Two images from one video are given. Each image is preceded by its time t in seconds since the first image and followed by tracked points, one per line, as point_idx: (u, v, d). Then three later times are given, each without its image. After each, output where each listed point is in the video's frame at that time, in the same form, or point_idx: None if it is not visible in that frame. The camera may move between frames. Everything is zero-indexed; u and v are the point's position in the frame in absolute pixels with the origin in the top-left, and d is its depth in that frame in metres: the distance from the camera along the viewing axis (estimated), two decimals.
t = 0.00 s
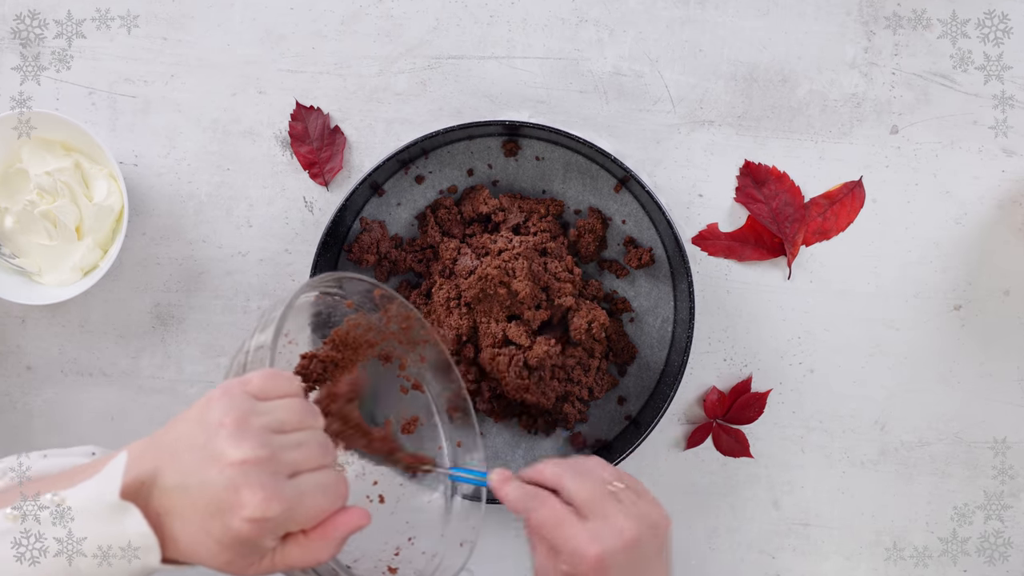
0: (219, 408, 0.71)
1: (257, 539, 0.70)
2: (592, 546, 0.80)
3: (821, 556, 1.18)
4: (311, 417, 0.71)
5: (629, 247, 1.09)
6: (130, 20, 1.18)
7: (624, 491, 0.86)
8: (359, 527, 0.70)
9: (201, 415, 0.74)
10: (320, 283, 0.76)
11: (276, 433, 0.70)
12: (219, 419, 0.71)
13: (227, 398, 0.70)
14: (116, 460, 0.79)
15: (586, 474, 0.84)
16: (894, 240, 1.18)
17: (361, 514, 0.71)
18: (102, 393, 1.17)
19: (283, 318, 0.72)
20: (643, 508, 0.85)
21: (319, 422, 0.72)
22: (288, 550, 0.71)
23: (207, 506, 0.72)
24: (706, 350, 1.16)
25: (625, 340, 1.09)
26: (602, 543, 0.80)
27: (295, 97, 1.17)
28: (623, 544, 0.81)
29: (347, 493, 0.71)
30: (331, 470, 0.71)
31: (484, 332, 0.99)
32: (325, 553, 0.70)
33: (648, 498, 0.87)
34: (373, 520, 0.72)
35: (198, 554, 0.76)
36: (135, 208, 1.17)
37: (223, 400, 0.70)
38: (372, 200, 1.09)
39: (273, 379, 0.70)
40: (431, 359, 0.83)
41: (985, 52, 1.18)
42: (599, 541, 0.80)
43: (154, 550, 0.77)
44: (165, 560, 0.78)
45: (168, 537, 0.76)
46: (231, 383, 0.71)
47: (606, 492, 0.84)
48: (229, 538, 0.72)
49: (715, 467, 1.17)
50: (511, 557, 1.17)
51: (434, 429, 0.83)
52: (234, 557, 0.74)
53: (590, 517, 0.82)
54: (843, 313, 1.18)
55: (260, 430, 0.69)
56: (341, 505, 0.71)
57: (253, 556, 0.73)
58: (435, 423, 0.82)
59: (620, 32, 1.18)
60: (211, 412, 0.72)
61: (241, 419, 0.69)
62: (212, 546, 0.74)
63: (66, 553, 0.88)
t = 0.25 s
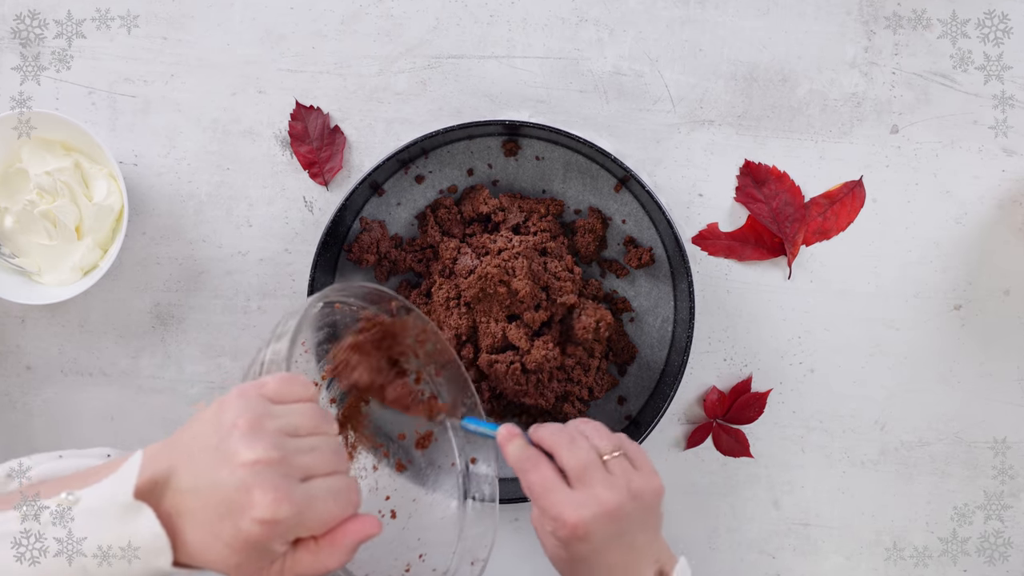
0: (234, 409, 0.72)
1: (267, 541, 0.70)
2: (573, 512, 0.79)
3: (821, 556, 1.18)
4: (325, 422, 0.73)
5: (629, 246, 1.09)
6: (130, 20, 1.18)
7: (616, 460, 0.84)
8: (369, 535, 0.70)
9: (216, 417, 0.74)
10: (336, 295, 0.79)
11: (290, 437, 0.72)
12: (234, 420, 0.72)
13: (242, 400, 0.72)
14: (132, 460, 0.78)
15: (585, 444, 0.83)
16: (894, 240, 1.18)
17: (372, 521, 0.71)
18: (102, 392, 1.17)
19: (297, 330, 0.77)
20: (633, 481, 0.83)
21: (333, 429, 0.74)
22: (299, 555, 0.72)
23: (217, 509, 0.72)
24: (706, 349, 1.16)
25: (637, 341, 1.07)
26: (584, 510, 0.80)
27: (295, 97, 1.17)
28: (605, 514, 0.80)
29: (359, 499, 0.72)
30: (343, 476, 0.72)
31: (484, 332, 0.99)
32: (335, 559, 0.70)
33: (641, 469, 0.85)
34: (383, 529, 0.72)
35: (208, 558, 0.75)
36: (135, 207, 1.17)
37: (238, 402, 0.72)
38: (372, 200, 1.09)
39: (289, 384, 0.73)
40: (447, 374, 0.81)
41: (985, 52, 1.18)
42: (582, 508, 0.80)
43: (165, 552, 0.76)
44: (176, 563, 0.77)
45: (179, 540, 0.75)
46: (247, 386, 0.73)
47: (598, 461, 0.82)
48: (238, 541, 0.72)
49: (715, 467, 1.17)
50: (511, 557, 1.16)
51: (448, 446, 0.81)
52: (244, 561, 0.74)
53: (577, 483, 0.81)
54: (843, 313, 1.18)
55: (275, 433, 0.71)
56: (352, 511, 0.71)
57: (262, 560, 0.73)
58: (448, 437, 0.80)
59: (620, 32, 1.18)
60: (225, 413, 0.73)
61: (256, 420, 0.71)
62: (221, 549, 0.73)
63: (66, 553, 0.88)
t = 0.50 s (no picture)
0: (223, 404, 0.71)
1: (258, 536, 0.70)
2: (614, 528, 0.81)
3: (821, 557, 1.18)
4: (314, 416, 0.73)
5: (629, 246, 1.09)
6: (130, 19, 1.18)
7: (662, 483, 0.86)
8: (362, 528, 0.71)
9: (206, 412, 0.73)
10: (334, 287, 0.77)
11: (279, 431, 0.71)
12: (223, 415, 0.71)
13: (232, 394, 0.71)
14: (121, 458, 0.78)
15: (635, 462, 0.84)
16: (894, 240, 1.18)
17: (362, 515, 0.71)
18: (102, 393, 1.16)
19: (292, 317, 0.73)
20: (676, 505, 0.85)
21: (323, 422, 0.73)
22: (291, 549, 0.72)
23: (208, 503, 0.71)
24: (706, 349, 1.16)
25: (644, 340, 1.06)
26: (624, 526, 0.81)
27: (295, 97, 1.17)
28: (646, 536, 0.82)
29: (350, 492, 0.72)
30: (334, 469, 0.72)
31: (484, 331, 0.99)
32: (327, 552, 0.70)
33: (683, 493, 0.87)
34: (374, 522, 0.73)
35: (200, 554, 0.75)
36: (135, 208, 1.17)
37: (228, 397, 0.71)
38: (371, 200, 1.09)
39: (279, 377, 0.72)
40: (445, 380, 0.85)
41: (985, 52, 1.18)
42: (625, 527, 0.81)
43: (156, 550, 0.76)
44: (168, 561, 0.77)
45: (172, 536, 0.75)
46: (236, 380, 0.72)
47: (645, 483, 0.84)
48: (229, 536, 0.71)
49: (715, 467, 1.17)
50: (511, 557, 1.16)
51: (451, 443, 0.87)
52: (235, 556, 0.73)
53: (623, 500, 0.83)
54: (843, 313, 1.18)
55: (265, 426, 0.70)
56: (344, 505, 0.71)
57: (253, 556, 0.72)
58: (452, 436, 0.87)
59: (620, 32, 1.18)
60: (214, 408, 0.72)
61: (244, 414, 0.70)
62: (212, 543, 0.73)
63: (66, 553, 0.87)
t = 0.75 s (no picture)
0: (221, 406, 0.72)
1: (259, 536, 0.70)
2: (605, 548, 0.80)
3: (822, 557, 1.18)
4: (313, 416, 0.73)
5: (629, 247, 1.09)
6: (130, 20, 1.18)
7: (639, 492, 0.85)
8: (362, 527, 0.70)
9: (205, 413, 0.74)
10: (331, 281, 0.78)
11: (278, 432, 0.71)
12: (222, 417, 0.72)
13: (230, 396, 0.72)
14: (121, 458, 0.78)
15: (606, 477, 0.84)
16: (894, 240, 1.18)
17: (362, 514, 0.71)
18: (101, 393, 1.16)
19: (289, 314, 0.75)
20: (658, 511, 0.85)
21: (323, 422, 0.74)
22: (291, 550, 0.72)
23: (209, 504, 0.72)
24: (706, 350, 1.16)
25: (672, 327, 1.05)
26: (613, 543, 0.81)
27: (294, 97, 1.17)
28: (635, 548, 0.81)
29: (350, 492, 0.72)
30: (334, 469, 0.72)
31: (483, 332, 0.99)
32: (326, 554, 0.70)
33: (661, 498, 0.86)
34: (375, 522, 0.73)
35: (202, 554, 0.75)
36: (134, 208, 1.17)
37: (226, 398, 0.72)
38: (371, 200, 1.09)
39: (277, 377, 0.72)
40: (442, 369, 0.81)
41: (985, 52, 1.18)
42: (614, 546, 0.81)
43: (156, 551, 0.76)
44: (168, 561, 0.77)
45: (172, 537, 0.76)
46: (235, 381, 0.73)
47: (623, 496, 0.83)
48: (230, 537, 0.72)
49: (715, 468, 1.17)
50: (510, 557, 1.16)
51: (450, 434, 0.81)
52: (236, 557, 0.74)
53: (605, 517, 0.82)
54: (843, 314, 1.18)
55: (263, 427, 0.71)
56: (343, 505, 0.71)
57: (254, 556, 0.73)
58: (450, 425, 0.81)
59: (619, 32, 1.18)
60: (213, 409, 0.72)
61: (243, 416, 0.71)
62: (214, 544, 0.74)
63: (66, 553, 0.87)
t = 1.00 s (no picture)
0: (219, 414, 0.72)
1: (257, 545, 0.70)
2: (598, 529, 0.81)
3: (821, 556, 1.18)
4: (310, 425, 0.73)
5: (629, 246, 1.09)
6: (130, 20, 1.18)
7: (644, 479, 0.85)
8: (362, 535, 0.70)
9: (201, 421, 0.74)
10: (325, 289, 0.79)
11: (276, 441, 0.71)
12: (220, 426, 0.71)
13: (228, 404, 0.72)
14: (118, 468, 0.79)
15: (614, 460, 0.84)
16: (893, 240, 1.18)
17: (361, 523, 0.71)
18: (102, 393, 1.17)
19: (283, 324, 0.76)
20: (661, 501, 0.84)
21: (320, 430, 0.74)
22: (290, 558, 0.71)
23: (206, 514, 0.72)
24: (705, 349, 1.16)
25: (671, 327, 1.05)
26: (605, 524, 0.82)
27: (295, 97, 1.17)
28: (630, 534, 0.82)
29: (349, 500, 0.72)
30: (332, 477, 0.72)
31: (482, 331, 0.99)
32: (326, 562, 0.70)
33: (669, 489, 0.86)
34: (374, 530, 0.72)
35: (199, 564, 0.75)
36: (135, 208, 1.17)
37: (224, 407, 0.72)
38: (371, 200, 1.09)
39: (273, 387, 0.72)
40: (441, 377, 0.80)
41: (984, 53, 1.18)
42: (607, 528, 0.82)
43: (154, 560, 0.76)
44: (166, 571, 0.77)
45: (169, 547, 0.75)
46: (231, 390, 0.73)
47: (627, 481, 0.83)
48: (228, 547, 0.71)
49: (715, 467, 1.17)
50: (510, 557, 1.17)
51: (443, 439, 0.83)
52: (234, 567, 0.73)
53: (603, 498, 0.82)
54: (843, 314, 1.18)
55: (261, 436, 0.70)
56: (342, 513, 0.71)
57: (252, 566, 0.73)
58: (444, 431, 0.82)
59: (619, 32, 1.18)
60: (210, 418, 0.72)
61: (242, 424, 0.70)
62: (211, 555, 0.73)
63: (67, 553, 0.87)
